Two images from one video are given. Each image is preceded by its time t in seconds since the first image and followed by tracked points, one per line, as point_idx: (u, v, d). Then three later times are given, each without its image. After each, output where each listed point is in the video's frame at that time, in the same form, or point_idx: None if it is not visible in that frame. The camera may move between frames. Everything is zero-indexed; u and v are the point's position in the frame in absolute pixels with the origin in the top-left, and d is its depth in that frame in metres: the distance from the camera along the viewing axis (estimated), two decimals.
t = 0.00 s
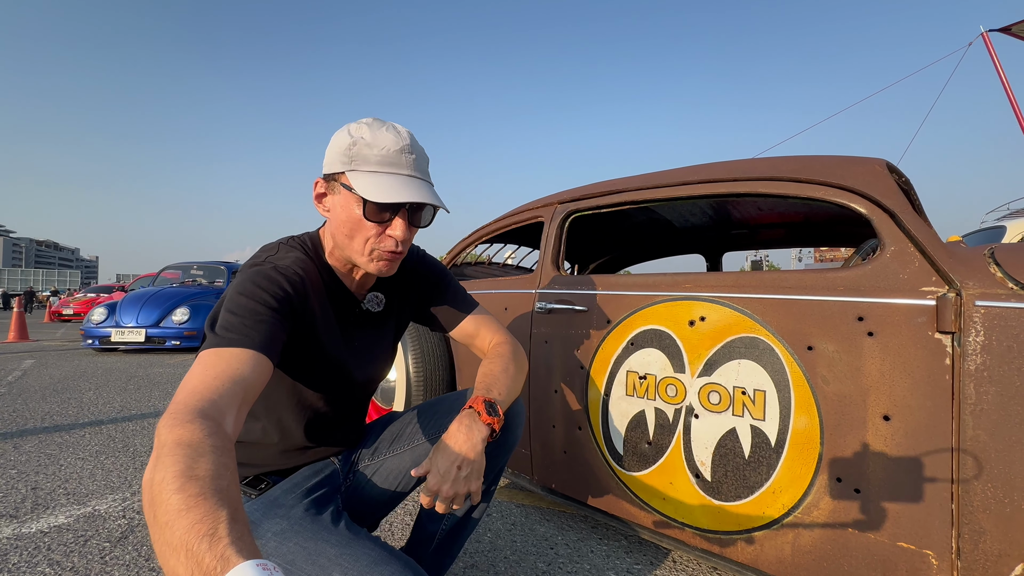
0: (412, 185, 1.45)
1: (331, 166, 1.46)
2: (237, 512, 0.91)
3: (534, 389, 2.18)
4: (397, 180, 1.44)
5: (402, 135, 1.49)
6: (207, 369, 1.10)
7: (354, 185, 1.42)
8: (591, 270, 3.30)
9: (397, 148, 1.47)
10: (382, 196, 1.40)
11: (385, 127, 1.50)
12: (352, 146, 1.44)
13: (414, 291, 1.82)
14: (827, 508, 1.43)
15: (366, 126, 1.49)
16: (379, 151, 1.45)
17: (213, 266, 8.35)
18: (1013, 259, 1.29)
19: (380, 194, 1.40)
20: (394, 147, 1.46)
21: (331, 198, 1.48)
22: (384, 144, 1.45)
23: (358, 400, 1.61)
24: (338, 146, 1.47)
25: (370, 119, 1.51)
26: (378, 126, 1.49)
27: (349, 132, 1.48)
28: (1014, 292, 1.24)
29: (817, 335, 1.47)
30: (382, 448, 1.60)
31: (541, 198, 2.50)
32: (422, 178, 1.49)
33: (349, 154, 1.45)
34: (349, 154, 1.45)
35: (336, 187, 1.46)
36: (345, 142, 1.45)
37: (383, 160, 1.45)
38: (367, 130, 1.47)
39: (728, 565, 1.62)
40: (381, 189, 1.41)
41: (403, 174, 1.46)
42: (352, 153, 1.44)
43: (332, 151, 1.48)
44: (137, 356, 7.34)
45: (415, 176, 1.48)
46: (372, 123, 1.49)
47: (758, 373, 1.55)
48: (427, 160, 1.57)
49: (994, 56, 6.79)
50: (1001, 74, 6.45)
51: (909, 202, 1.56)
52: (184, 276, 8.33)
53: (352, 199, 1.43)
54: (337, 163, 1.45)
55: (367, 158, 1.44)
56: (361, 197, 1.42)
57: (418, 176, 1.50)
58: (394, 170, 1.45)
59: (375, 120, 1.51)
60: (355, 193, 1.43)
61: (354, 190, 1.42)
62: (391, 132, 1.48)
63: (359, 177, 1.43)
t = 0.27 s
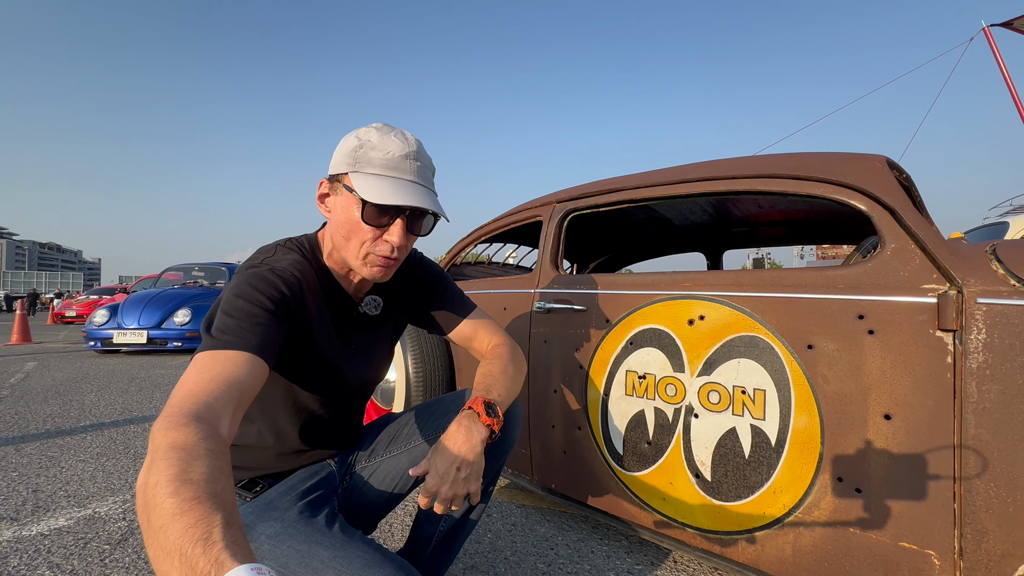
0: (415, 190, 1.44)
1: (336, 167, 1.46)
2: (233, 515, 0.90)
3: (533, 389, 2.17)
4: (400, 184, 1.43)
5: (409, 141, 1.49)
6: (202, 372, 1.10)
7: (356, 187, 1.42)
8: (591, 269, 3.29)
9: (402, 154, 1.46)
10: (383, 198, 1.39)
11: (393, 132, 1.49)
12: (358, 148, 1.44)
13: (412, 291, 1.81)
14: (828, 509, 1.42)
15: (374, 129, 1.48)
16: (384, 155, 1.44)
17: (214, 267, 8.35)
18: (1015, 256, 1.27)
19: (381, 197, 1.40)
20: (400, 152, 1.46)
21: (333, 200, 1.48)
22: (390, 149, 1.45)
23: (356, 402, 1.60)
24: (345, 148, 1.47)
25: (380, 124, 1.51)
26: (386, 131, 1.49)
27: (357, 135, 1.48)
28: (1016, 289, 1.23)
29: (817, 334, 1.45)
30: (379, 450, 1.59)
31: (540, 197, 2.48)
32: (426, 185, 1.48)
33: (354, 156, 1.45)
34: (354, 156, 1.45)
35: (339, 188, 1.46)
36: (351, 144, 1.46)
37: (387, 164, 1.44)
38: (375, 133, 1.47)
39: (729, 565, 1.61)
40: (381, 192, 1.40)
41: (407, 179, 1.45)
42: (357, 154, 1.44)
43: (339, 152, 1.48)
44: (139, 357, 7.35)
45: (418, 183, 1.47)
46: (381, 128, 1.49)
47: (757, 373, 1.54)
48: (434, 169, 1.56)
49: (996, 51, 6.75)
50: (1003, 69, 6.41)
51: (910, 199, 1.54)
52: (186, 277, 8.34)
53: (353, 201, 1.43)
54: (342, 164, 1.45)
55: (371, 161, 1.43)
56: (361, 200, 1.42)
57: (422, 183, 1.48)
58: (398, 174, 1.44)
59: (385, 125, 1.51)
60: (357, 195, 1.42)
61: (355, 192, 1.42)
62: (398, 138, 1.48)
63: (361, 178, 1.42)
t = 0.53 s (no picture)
0: (414, 181, 1.44)
1: (332, 164, 1.46)
2: (230, 517, 0.90)
3: (535, 390, 2.16)
4: (396, 176, 1.42)
5: (404, 134, 1.49)
6: (201, 372, 1.09)
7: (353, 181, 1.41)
8: (592, 269, 3.28)
9: (397, 146, 1.46)
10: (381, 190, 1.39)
11: (387, 126, 1.49)
12: (353, 143, 1.44)
13: (413, 292, 1.81)
14: (833, 511, 1.40)
15: (368, 124, 1.48)
16: (379, 148, 1.44)
17: (216, 268, 8.37)
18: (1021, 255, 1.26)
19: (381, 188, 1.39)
20: (395, 144, 1.45)
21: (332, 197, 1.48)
22: (384, 142, 1.44)
23: (357, 403, 1.60)
24: (339, 145, 1.46)
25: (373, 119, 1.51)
26: (380, 125, 1.49)
27: (351, 131, 1.48)
28: (1022, 289, 1.21)
29: (821, 335, 1.44)
30: (380, 454, 1.59)
31: (541, 197, 2.47)
32: (423, 175, 1.48)
33: (349, 151, 1.44)
34: (349, 152, 1.44)
35: (337, 184, 1.45)
36: (346, 140, 1.45)
37: (383, 157, 1.44)
38: (369, 128, 1.47)
39: (732, 568, 1.60)
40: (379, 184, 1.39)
41: (403, 171, 1.45)
42: (353, 149, 1.43)
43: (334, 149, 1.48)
44: (141, 358, 7.37)
45: (415, 174, 1.46)
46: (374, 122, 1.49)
47: (760, 374, 1.53)
48: (430, 161, 1.55)
49: (1000, 48, 6.70)
50: (1006, 66, 6.38)
51: (914, 198, 1.53)
52: (188, 278, 8.35)
53: (350, 196, 1.43)
54: (338, 160, 1.45)
55: (367, 155, 1.43)
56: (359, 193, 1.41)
57: (419, 173, 1.48)
58: (396, 166, 1.44)
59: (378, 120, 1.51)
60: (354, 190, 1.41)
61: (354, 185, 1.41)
62: (392, 131, 1.47)
63: (358, 172, 1.41)
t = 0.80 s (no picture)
0: (413, 178, 1.45)
1: (327, 167, 1.44)
2: (230, 520, 0.90)
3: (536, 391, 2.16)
4: (396, 174, 1.43)
5: (395, 130, 1.50)
6: (199, 376, 1.09)
7: (354, 182, 1.40)
8: (593, 270, 3.27)
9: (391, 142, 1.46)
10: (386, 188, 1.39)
11: (375, 123, 1.49)
12: (347, 144, 1.43)
13: (413, 292, 1.81)
14: (833, 513, 1.40)
15: (356, 123, 1.48)
16: (375, 147, 1.44)
17: (218, 268, 8.38)
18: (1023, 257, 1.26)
19: (382, 188, 1.39)
20: (389, 141, 1.46)
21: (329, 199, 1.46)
22: (379, 140, 1.45)
23: (358, 404, 1.60)
24: (330, 147, 1.45)
25: (358, 117, 1.50)
26: (368, 123, 1.48)
27: (340, 132, 1.46)
28: (1023, 291, 1.21)
29: (821, 336, 1.44)
30: (380, 456, 1.60)
31: (541, 198, 2.47)
32: (419, 169, 1.49)
33: (344, 153, 1.43)
34: (343, 153, 1.43)
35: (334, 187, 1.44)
36: (338, 141, 1.44)
37: (380, 155, 1.44)
38: (359, 128, 1.47)
39: (733, 570, 1.60)
40: (383, 183, 1.40)
41: (402, 167, 1.46)
42: (346, 151, 1.43)
43: (325, 152, 1.46)
44: (144, 358, 7.39)
45: (412, 169, 1.47)
46: (361, 121, 1.49)
47: (761, 375, 1.53)
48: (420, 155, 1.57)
49: (1003, 46, 6.68)
50: (1009, 65, 6.35)
51: (915, 199, 1.52)
52: (190, 278, 8.38)
53: (351, 197, 1.42)
54: (333, 163, 1.43)
55: (364, 155, 1.43)
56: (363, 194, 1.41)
57: (415, 167, 1.50)
58: (393, 164, 1.45)
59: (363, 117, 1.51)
60: (356, 191, 1.41)
61: (355, 186, 1.41)
62: (383, 128, 1.48)
63: (358, 173, 1.41)
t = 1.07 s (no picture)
0: (424, 181, 1.50)
1: (335, 173, 1.42)
2: (230, 521, 0.91)
3: (537, 391, 2.16)
4: (409, 177, 1.47)
5: (395, 131, 1.52)
6: (198, 377, 1.10)
7: (370, 188, 1.42)
8: (594, 270, 3.28)
9: (396, 144, 1.49)
10: (405, 192, 1.43)
11: (374, 123, 1.49)
12: (355, 148, 1.43)
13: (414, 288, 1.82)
14: (833, 512, 1.41)
15: (355, 124, 1.47)
16: (383, 151, 1.46)
17: (219, 268, 8.40)
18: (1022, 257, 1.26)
19: (401, 195, 1.42)
20: (394, 143, 1.49)
21: (335, 203, 1.45)
22: (385, 143, 1.47)
23: (358, 403, 1.61)
24: (337, 151, 1.43)
25: (354, 117, 1.49)
26: (368, 124, 1.48)
27: (342, 134, 1.45)
28: (1022, 291, 1.22)
29: (821, 336, 1.44)
30: (381, 454, 1.60)
31: (543, 198, 2.48)
32: (424, 169, 1.54)
33: (353, 158, 1.43)
34: (352, 158, 1.43)
35: (343, 192, 1.43)
36: (347, 146, 1.43)
37: (390, 159, 1.47)
38: (364, 130, 1.46)
39: (733, 568, 1.60)
40: (401, 187, 1.44)
41: (410, 169, 1.50)
42: (357, 156, 1.42)
43: (329, 156, 1.43)
44: (146, 358, 7.41)
45: (419, 169, 1.52)
46: (359, 121, 1.48)
47: (762, 375, 1.53)
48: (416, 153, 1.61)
49: (1004, 46, 6.68)
50: (1010, 66, 6.35)
51: (915, 199, 1.53)
52: (192, 278, 8.39)
53: (362, 202, 1.43)
54: (342, 168, 1.42)
55: (375, 159, 1.44)
56: (379, 199, 1.43)
57: (419, 167, 1.54)
58: (403, 169, 1.48)
59: (358, 115, 1.50)
60: (370, 197, 1.43)
61: (370, 192, 1.42)
62: (384, 128, 1.49)
63: (372, 178, 1.43)
